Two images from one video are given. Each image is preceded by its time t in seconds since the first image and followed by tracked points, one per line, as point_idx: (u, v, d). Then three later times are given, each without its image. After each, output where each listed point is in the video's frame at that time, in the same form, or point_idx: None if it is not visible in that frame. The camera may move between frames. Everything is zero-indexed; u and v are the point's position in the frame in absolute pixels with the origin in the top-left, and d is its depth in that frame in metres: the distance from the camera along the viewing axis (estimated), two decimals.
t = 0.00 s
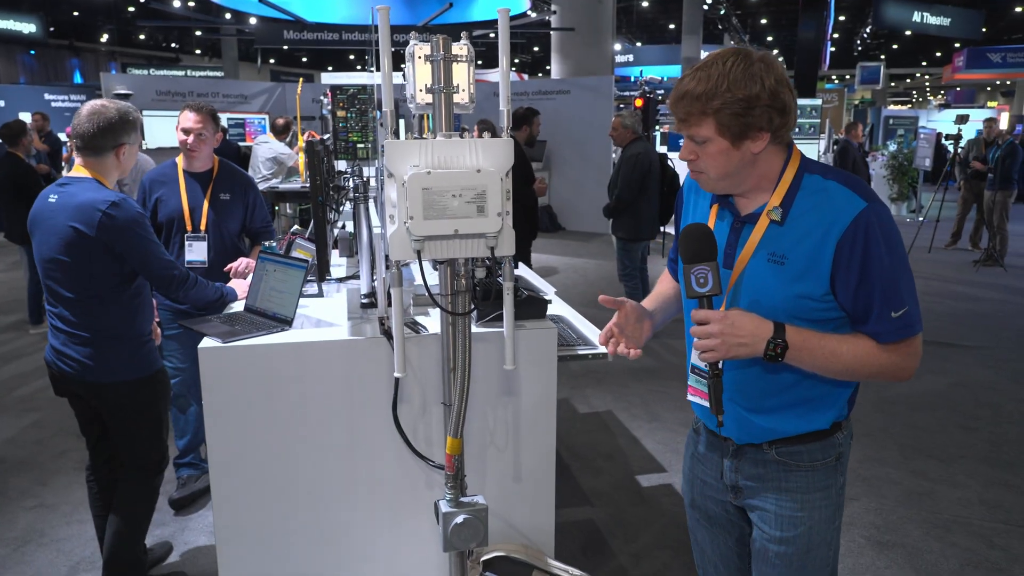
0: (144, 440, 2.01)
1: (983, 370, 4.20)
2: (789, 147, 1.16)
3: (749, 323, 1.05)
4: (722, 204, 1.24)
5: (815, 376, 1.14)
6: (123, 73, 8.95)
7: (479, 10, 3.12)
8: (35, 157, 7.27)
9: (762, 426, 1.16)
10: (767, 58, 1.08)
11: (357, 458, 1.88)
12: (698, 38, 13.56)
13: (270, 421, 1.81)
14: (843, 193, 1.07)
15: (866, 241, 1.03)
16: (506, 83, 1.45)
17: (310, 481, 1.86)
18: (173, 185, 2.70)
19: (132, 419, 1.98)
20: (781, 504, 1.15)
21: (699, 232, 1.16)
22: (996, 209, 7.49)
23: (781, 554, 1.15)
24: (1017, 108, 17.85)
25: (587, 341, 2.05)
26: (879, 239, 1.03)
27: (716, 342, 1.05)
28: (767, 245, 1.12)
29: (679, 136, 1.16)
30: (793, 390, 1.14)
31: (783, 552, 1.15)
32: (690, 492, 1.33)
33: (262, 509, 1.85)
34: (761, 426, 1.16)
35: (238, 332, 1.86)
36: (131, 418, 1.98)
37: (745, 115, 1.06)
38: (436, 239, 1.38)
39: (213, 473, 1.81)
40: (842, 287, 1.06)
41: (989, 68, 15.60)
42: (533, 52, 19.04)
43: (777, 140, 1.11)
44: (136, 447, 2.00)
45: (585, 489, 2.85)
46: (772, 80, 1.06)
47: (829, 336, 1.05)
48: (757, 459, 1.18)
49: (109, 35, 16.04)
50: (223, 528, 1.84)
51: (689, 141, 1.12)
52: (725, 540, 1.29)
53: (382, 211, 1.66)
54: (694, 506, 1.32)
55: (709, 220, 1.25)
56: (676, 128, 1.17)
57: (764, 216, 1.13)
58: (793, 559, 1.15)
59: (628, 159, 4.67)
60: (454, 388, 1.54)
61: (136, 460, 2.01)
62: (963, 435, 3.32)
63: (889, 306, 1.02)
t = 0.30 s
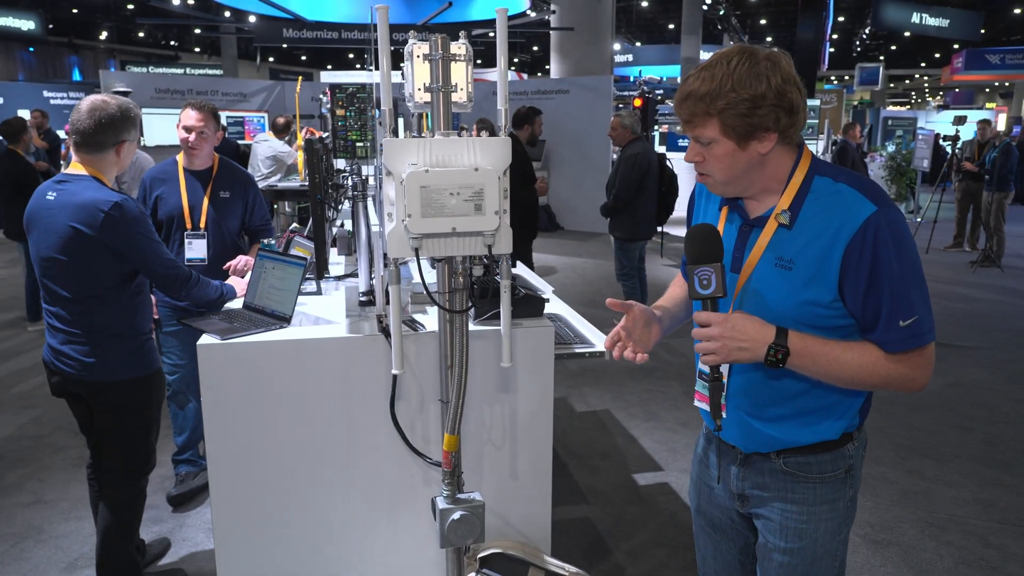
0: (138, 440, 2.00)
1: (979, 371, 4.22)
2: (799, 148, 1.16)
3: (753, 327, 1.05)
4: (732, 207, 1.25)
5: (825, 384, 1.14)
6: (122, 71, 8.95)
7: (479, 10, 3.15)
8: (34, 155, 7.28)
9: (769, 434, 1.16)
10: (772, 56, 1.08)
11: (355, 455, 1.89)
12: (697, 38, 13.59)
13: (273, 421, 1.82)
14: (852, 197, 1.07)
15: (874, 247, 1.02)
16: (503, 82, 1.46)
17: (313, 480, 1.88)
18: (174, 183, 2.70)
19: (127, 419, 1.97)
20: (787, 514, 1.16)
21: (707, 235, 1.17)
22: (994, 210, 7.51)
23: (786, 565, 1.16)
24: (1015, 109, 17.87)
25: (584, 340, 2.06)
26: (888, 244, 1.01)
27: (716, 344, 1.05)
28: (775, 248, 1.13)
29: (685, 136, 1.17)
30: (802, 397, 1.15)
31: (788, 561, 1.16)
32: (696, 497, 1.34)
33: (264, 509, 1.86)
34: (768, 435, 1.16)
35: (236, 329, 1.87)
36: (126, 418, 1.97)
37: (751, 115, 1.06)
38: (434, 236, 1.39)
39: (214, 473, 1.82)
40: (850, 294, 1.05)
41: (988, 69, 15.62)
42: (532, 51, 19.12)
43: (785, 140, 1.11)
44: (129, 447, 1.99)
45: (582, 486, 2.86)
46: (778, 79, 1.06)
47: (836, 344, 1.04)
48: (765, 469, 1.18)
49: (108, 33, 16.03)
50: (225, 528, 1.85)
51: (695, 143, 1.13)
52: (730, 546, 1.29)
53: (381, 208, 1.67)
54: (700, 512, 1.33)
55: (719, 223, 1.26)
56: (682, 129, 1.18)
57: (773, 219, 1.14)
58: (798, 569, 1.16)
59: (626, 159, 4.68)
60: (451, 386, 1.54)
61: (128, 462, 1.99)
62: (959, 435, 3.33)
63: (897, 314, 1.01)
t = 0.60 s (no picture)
0: (133, 442, 1.99)
1: (976, 372, 4.23)
2: (808, 148, 1.17)
3: (758, 330, 1.06)
4: (741, 209, 1.26)
5: (831, 391, 1.14)
6: (121, 71, 8.95)
7: (478, 11, 3.18)
8: (34, 155, 7.28)
9: (773, 441, 1.17)
10: (776, 55, 1.08)
11: (354, 456, 1.89)
12: (696, 40, 13.63)
13: (273, 423, 1.83)
14: (860, 200, 1.07)
15: (882, 251, 1.02)
16: (502, 83, 1.46)
17: (314, 483, 1.89)
18: (175, 183, 2.71)
19: (123, 422, 1.97)
20: (787, 520, 1.17)
21: (712, 237, 1.19)
22: (992, 212, 7.54)
23: (784, 572, 1.17)
24: (1013, 112, 17.90)
25: (582, 340, 2.06)
26: (897, 247, 1.01)
27: (722, 348, 1.06)
28: (783, 251, 1.14)
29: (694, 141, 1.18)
30: (808, 403, 1.15)
31: (788, 568, 1.17)
32: (697, 500, 1.35)
33: (264, 511, 1.87)
34: (772, 441, 1.17)
35: (235, 329, 1.87)
36: (122, 420, 1.97)
37: (758, 114, 1.07)
38: (434, 237, 1.40)
39: (213, 473, 1.82)
40: (858, 300, 1.05)
41: (986, 72, 15.66)
42: (531, 52, 19.18)
43: (794, 138, 1.12)
44: (124, 449, 1.98)
45: (580, 487, 2.87)
46: (784, 77, 1.07)
47: (844, 350, 1.04)
48: (766, 475, 1.19)
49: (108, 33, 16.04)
50: (225, 530, 1.86)
51: (704, 146, 1.14)
52: (728, 550, 1.30)
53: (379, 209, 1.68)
54: (700, 515, 1.34)
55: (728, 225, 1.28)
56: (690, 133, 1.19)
57: (781, 222, 1.15)
58: None
59: (624, 161, 4.69)
60: (449, 385, 1.55)
61: (125, 463, 1.99)
62: (956, 437, 3.34)
63: (907, 321, 1.01)
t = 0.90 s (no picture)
0: (135, 447, 2.00)
1: (977, 375, 4.23)
2: (821, 153, 1.18)
3: (763, 330, 1.06)
4: (751, 212, 1.27)
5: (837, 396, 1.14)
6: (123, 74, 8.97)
7: (479, 14, 3.18)
8: (35, 157, 7.30)
9: (778, 446, 1.17)
10: (796, 57, 1.10)
11: (355, 458, 1.90)
12: (697, 43, 13.64)
13: (275, 425, 1.84)
14: (871, 204, 1.08)
15: (892, 254, 1.03)
16: (502, 86, 1.47)
17: (316, 486, 1.90)
18: (178, 185, 2.71)
19: (124, 427, 1.97)
20: (788, 525, 1.17)
21: (716, 238, 1.20)
22: (993, 215, 7.54)
23: None
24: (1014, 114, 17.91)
25: (582, 343, 2.07)
26: (907, 251, 1.02)
27: (725, 347, 1.05)
28: (794, 252, 1.14)
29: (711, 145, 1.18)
30: (813, 409, 1.15)
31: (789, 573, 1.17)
32: (698, 505, 1.36)
33: (266, 514, 1.88)
34: (777, 446, 1.17)
35: (237, 330, 1.88)
36: (124, 424, 1.97)
37: (780, 114, 1.07)
38: (435, 239, 1.41)
39: (215, 475, 1.83)
40: (866, 302, 1.06)
41: (987, 75, 15.66)
42: (532, 55, 19.23)
43: (811, 140, 1.13)
44: (125, 453, 1.99)
45: (580, 488, 2.87)
46: (804, 78, 1.08)
47: (852, 355, 1.04)
48: (770, 481, 1.19)
49: (110, 35, 16.06)
50: (226, 532, 1.86)
51: (724, 149, 1.14)
52: (728, 556, 1.31)
53: (380, 211, 1.69)
54: (700, 519, 1.35)
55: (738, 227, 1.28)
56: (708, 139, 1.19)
57: (792, 224, 1.16)
58: None
59: (625, 164, 4.69)
60: (450, 386, 1.55)
61: (126, 468, 1.99)
62: (957, 439, 3.34)
63: (915, 324, 1.01)
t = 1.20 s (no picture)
0: (137, 450, 2.00)
1: (979, 376, 4.22)
2: (828, 152, 1.18)
3: (773, 330, 1.06)
4: (758, 210, 1.27)
5: (844, 396, 1.15)
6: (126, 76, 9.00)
7: (481, 16, 3.18)
8: (39, 160, 7.32)
9: (783, 447, 1.17)
10: (797, 54, 1.10)
11: (357, 460, 1.91)
12: (699, 44, 13.65)
13: (279, 426, 1.84)
14: (880, 204, 1.09)
15: (901, 255, 1.04)
16: (504, 87, 1.48)
17: (319, 488, 1.90)
18: (182, 187, 2.73)
19: (126, 429, 1.97)
20: (791, 528, 1.18)
21: (726, 236, 1.19)
22: (997, 216, 7.52)
23: None
24: (1017, 116, 17.86)
25: (583, 344, 2.06)
26: (916, 252, 1.03)
27: (735, 344, 1.06)
28: (801, 251, 1.15)
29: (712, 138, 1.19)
30: (820, 410, 1.16)
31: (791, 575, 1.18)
32: (700, 505, 1.36)
33: (270, 515, 1.89)
34: (782, 447, 1.17)
35: (240, 332, 1.89)
36: (126, 427, 1.97)
37: (776, 110, 1.08)
38: (436, 240, 1.41)
39: (218, 477, 1.84)
40: (874, 304, 1.06)
41: (990, 76, 15.64)
42: (535, 57, 19.26)
43: (812, 138, 1.13)
44: (127, 456, 1.99)
45: (582, 489, 2.87)
46: (803, 76, 1.08)
47: (864, 357, 1.04)
48: (773, 483, 1.19)
49: (114, 38, 16.12)
50: (230, 533, 1.87)
51: (722, 142, 1.15)
52: (729, 557, 1.31)
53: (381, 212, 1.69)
54: (702, 521, 1.35)
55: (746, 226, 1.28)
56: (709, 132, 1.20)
57: (799, 224, 1.16)
58: None
59: (627, 165, 4.68)
60: (452, 386, 1.56)
61: (128, 471, 2.00)
62: (959, 441, 3.33)
63: (926, 327, 1.02)
